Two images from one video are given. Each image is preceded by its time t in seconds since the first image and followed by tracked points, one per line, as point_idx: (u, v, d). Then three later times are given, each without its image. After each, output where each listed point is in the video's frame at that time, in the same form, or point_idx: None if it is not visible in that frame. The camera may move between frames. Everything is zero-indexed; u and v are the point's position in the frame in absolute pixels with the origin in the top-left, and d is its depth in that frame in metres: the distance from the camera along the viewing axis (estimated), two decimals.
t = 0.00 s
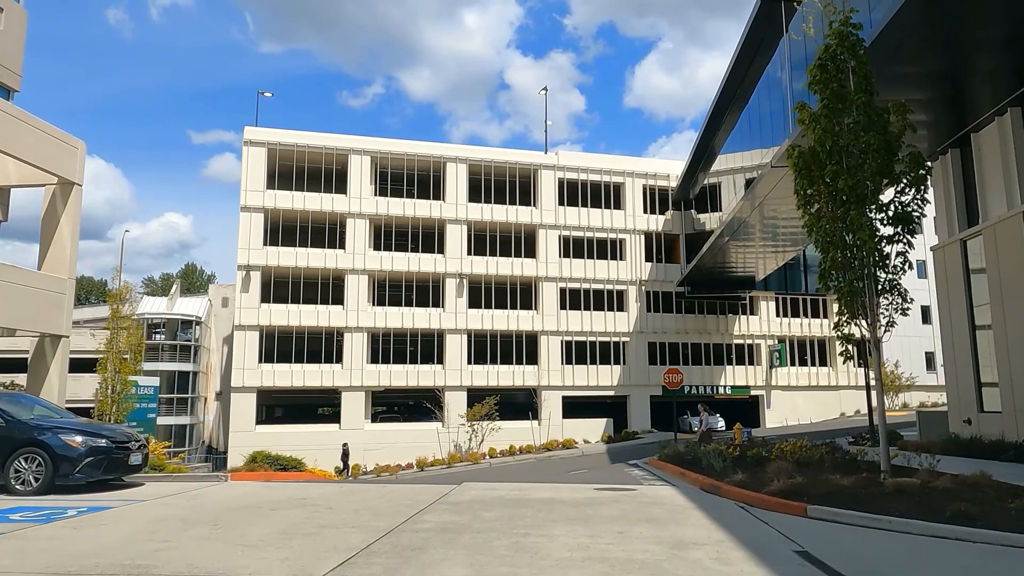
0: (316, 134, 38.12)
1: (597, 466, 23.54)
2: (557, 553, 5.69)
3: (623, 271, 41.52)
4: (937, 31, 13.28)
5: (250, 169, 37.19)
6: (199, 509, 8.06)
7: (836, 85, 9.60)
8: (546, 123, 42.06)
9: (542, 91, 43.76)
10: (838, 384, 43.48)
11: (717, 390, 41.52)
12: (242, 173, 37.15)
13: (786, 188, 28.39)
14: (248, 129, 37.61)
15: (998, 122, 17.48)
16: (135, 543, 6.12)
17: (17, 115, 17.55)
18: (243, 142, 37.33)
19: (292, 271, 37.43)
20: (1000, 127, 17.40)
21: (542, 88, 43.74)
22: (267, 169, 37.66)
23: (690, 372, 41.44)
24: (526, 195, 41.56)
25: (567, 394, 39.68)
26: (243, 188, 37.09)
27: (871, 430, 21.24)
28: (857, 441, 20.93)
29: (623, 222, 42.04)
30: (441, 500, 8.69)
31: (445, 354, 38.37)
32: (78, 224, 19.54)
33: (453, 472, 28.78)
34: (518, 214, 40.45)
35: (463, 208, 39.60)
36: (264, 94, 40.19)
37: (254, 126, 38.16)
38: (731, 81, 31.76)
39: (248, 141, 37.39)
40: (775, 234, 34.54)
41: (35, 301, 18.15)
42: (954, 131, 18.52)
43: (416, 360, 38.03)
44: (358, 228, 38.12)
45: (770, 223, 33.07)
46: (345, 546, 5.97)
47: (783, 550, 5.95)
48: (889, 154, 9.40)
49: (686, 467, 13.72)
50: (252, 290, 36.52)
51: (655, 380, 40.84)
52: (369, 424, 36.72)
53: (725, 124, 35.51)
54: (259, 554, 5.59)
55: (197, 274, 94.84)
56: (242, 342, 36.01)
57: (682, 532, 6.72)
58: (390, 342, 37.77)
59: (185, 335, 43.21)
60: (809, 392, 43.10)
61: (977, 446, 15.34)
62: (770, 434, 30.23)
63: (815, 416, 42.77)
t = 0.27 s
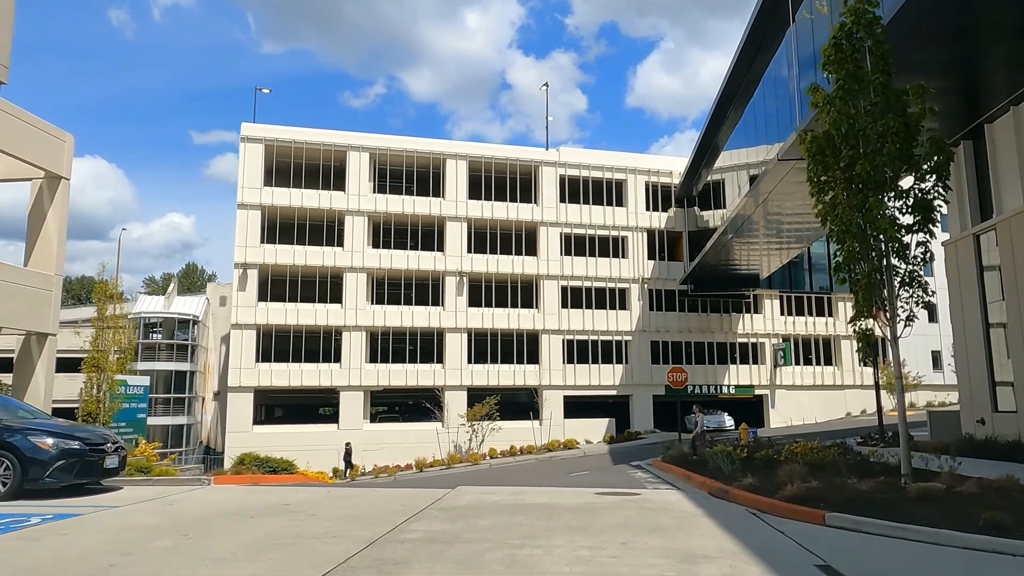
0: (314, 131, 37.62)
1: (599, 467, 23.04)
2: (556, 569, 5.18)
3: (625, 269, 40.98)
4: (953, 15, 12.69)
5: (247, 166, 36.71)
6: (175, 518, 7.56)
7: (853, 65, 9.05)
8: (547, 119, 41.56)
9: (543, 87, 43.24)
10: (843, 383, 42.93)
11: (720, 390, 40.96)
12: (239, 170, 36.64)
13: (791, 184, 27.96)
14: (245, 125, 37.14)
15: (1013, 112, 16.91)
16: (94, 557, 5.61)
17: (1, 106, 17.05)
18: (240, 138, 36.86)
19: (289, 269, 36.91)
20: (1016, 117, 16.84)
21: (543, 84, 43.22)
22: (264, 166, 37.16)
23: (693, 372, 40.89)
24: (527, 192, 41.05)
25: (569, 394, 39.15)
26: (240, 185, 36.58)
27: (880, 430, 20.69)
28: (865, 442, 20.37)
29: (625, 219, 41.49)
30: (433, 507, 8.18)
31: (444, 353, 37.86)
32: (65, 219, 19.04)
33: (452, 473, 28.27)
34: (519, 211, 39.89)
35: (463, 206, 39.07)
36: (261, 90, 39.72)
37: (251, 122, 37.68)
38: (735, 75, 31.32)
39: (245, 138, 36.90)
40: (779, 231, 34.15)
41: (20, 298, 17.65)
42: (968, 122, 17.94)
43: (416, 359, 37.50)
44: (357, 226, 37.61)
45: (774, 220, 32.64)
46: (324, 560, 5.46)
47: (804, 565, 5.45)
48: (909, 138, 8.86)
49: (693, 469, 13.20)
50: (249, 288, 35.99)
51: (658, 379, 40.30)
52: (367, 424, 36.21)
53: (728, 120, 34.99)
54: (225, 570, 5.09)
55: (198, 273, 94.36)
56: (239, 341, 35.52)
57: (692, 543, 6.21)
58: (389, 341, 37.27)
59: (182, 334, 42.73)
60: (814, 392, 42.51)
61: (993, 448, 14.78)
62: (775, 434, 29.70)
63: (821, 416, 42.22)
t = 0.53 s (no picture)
0: (309, 125, 36.85)
1: (601, 469, 22.29)
2: None
3: (627, 266, 40.19)
4: None
5: (241, 161, 35.94)
6: (129, 532, 6.83)
7: (878, 32, 8.53)
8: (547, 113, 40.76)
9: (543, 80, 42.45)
10: (850, 382, 42.08)
11: (724, 389, 40.14)
12: (233, 165, 35.88)
13: (798, 178, 27.15)
14: (239, 119, 36.38)
15: None
16: None
17: None
18: (233, 132, 36.11)
19: (284, 266, 36.14)
20: None
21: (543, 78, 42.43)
22: (258, 161, 36.39)
23: (697, 371, 40.07)
24: (526, 188, 40.28)
25: (570, 393, 38.36)
26: (234, 180, 35.83)
27: (893, 431, 19.90)
28: (878, 443, 19.56)
29: (627, 215, 40.68)
30: (418, 518, 7.44)
31: (442, 352, 37.07)
32: (44, 212, 18.30)
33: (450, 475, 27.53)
34: (519, 207, 39.12)
35: (461, 202, 38.28)
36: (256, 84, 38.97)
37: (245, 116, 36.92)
38: (740, 69, 30.47)
39: (239, 132, 36.14)
40: (783, 226, 33.37)
41: None
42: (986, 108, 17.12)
43: (413, 358, 36.70)
44: (352, 222, 36.83)
45: (778, 215, 31.85)
46: None
47: None
48: (941, 110, 8.36)
49: (701, 474, 12.40)
50: (243, 286, 35.19)
51: (661, 378, 39.51)
52: (363, 425, 35.42)
53: (732, 114, 34.26)
54: None
55: (198, 273, 93.71)
56: (232, 340, 34.74)
57: (708, 564, 5.47)
58: (386, 340, 36.51)
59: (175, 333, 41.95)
60: (820, 391, 41.68)
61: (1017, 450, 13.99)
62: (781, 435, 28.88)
63: (826, 416, 41.38)
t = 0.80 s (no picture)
0: (302, 118, 36.03)
1: (601, 471, 21.54)
2: None
3: (628, 263, 39.38)
4: None
5: (232, 155, 35.13)
6: (74, 551, 6.12)
7: None
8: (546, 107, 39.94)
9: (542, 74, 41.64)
10: (854, 382, 41.28)
11: (726, 389, 39.34)
12: (224, 159, 35.05)
13: (802, 172, 26.38)
14: (230, 112, 35.56)
15: None
16: None
17: None
18: (224, 126, 35.29)
19: (276, 263, 35.34)
20: None
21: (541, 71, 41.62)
22: (250, 155, 35.56)
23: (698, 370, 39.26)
24: (525, 183, 39.47)
25: (569, 393, 37.56)
26: (224, 175, 35.00)
27: (905, 432, 19.14)
28: (889, 445, 18.81)
29: (627, 211, 39.87)
30: (399, 532, 6.75)
31: (438, 351, 36.27)
32: (18, 203, 17.52)
33: (445, 477, 26.77)
34: (517, 203, 38.34)
35: (458, 197, 37.48)
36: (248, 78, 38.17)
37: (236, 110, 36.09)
38: (741, 61, 29.52)
39: (230, 126, 35.33)
40: (786, 222, 32.64)
41: None
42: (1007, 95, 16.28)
43: (409, 357, 35.90)
44: (347, 218, 36.02)
45: (782, 210, 31.11)
46: None
47: None
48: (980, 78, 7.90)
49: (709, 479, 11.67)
50: (234, 283, 34.35)
51: (662, 378, 38.70)
52: (357, 425, 34.62)
53: (733, 109, 33.52)
54: None
55: (196, 271, 92.90)
56: (223, 338, 33.92)
57: None
58: (381, 338, 35.74)
59: (166, 331, 41.12)
60: (824, 391, 40.87)
61: None
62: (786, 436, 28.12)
63: (831, 416, 40.59)
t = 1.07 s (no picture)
0: (296, 113, 35.40)
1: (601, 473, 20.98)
2: None
3: (627, 261, 38.74)
4: None
5: (224, 150, 34.47)
6: (21, 571, 5.56)
7: None
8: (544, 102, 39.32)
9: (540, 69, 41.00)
10: (857, 381, 40.70)
11: (727, 389, 38.75)
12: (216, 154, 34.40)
13: (804, 167, 25.78)
14: (223, 107, 34.91)
15: None
16: None
17: None
18: (217, 121, 34.64)
19: (270, 260, 34.72)
20: None
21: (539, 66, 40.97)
22: (242, 150, 34.92)
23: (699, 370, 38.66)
24: (522, 179, 38.87)
25: (567, 393, 36.98)
26: (217, 170, 34.36)
27: (913, 432, 18.58)
28: (897, 446, 18.25)
29: (627, 208, 39.24)
30: (380, 548, 6.19)
31: (435, 350, 35.67)
32: None
33: (441, 478, 26.22)
34: (515, 199, 37.73)
35: (455, 193, 36.87)
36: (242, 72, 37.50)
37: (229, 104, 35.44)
38: (742, 54, 28.71)
39: (223, 120, 34.68)
40: (788, 220, 32.08)
41: None
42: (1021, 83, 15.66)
43: (405, 356, 35.30)
44: (341, 215, 35.40)
45: (783, 207, 30.53)
46: None
47: None
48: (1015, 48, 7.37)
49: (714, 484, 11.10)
50: (227, 281, 33.72)
51: (662, 377, 38.11)
52: (352, 425, 34.03)
53: (735, 104, 32.94)
54: None
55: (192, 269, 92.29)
56: (216, 337, 33.31)
57: None
58: (377, 337, 35.15)
59: (159, 330, 40.48)
60: (826, 390, 40.29)
61: None
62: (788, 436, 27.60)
63: (833, 415, 40.02)
